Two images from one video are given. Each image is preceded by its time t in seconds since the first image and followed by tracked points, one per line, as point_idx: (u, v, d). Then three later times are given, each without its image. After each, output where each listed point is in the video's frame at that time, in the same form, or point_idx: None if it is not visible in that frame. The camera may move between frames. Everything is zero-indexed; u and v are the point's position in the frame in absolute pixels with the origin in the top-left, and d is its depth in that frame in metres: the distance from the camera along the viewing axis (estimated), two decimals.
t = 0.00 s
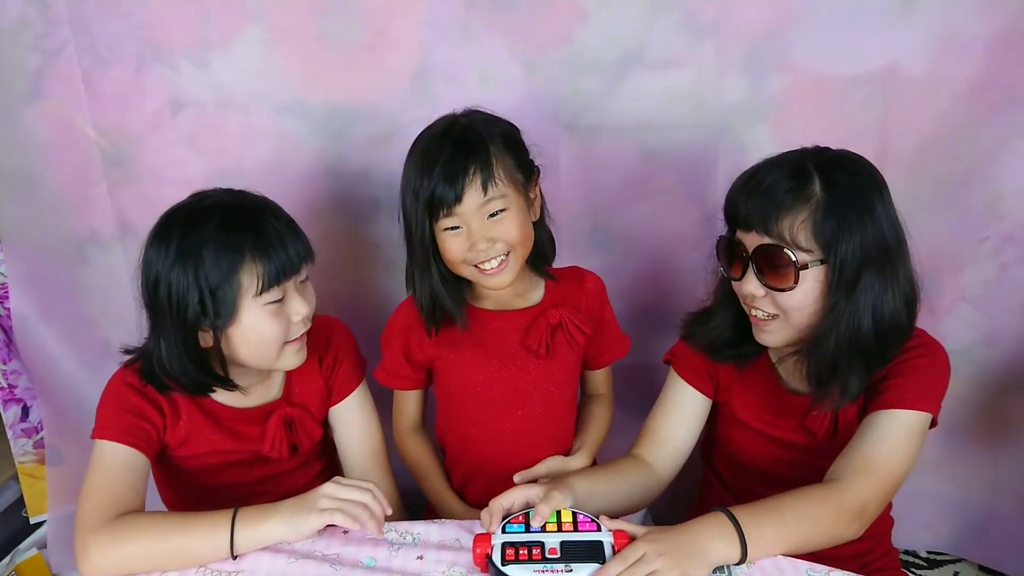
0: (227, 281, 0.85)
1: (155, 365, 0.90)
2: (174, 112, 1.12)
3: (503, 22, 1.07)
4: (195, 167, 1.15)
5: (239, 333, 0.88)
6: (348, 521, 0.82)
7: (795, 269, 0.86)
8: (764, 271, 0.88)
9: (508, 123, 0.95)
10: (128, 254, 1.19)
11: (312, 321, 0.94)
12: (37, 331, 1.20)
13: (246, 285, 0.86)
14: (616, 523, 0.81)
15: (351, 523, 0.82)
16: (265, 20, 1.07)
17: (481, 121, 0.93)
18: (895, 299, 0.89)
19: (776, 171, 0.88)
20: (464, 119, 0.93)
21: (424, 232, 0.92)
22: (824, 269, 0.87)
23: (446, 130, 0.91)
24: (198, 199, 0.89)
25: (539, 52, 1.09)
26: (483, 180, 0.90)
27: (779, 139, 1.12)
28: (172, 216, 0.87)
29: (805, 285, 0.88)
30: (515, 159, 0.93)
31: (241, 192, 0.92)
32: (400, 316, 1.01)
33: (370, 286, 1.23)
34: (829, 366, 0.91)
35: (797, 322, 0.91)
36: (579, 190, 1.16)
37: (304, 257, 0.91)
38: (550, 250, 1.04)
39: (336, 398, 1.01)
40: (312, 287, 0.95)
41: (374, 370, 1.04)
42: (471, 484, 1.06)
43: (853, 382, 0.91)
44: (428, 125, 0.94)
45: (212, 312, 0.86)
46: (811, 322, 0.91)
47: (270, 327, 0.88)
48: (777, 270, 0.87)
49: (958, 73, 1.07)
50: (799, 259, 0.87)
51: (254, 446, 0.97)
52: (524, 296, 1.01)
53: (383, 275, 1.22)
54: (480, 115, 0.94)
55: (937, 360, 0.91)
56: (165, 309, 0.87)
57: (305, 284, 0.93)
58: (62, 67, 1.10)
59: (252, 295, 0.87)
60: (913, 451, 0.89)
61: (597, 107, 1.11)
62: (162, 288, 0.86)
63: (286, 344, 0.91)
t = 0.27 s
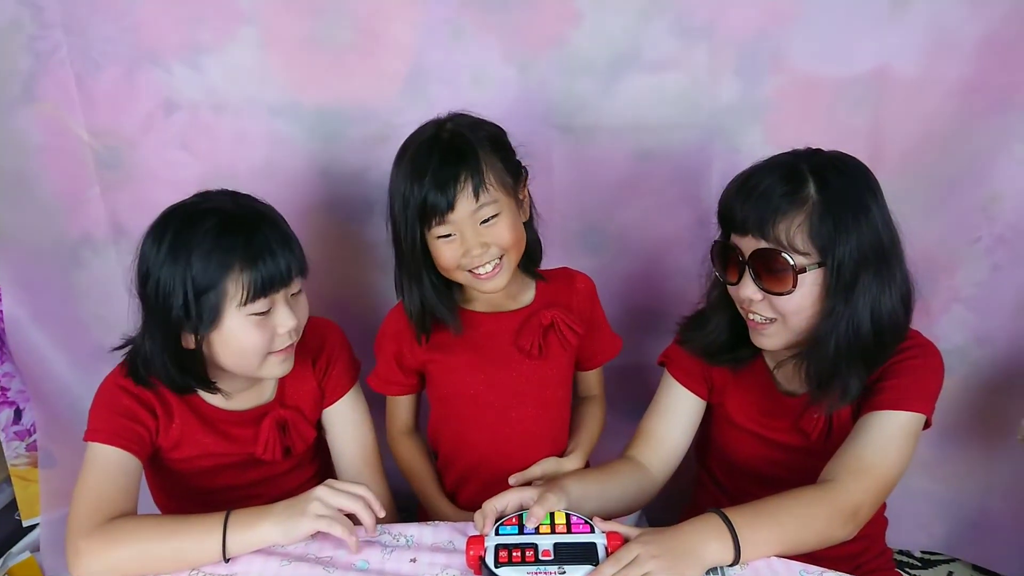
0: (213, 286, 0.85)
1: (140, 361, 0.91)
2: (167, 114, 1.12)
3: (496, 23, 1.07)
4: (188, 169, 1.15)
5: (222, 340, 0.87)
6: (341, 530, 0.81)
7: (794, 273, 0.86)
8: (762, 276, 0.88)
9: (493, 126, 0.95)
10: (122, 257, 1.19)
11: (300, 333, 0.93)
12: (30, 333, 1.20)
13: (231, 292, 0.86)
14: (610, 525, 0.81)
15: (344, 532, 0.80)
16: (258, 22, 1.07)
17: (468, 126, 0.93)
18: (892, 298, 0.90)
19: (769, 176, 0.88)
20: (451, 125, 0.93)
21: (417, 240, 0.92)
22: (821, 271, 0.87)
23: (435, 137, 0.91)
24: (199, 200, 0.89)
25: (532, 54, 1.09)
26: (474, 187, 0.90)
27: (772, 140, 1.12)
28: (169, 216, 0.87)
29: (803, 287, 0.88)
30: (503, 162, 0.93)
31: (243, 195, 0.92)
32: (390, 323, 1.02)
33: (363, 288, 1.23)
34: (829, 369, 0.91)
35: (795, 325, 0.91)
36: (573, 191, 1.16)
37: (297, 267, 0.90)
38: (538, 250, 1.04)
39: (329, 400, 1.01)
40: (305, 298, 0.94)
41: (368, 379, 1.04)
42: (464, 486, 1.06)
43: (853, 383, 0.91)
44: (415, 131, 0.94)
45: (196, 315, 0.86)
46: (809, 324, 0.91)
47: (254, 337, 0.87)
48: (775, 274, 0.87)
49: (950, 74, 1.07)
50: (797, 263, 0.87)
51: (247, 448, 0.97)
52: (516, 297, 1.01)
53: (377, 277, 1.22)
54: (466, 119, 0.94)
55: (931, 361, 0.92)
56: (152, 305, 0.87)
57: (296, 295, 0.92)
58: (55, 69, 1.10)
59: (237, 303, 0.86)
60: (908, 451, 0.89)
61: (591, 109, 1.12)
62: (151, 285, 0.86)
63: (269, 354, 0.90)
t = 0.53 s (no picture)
0: (203, 285, 0.85)
1: (132, 361, 0.90)
2: (156, 113, 1.11)
3: (487, 21, 1.07)
4: (178, 168, 1.14)
5: (214, 340, 0.87)
6: (332, 530, 0.81)
7: (785, 272, 0.86)
8: (753, 274, 0.88)
9: (477, 127, 0.95)
10: (111, 256, 1.18)
11: (292, 332, 0.92)
12: (19, 333, 1.19)
13: (221, 291, 0.86)
14: (601, 523, 0.82)
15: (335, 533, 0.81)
16: (247, 21, 1.07)
17: (452, 129, 0.92)
18: (882, 296, 0.90)
19: (759, 175, 0.88)
20: (436, 128, 0.92)
21: (402, 244, 0.92)
22: (812, 270, 0.87)
23: (421, 141, 0.90)
24: (188, 199, 0.89)
25: (522, 52, 1.09)
26: (462, 192, 0.90)
27: (762, 138, 1.12)
28: (158, 215, 0.87)
29: (794, 286, 0.88)
30: (489, 165, 0.93)
31: (232, 195, 0.92)
32: (375, 327, 1.01)
33: (354, 287, 1.23)
34: (819, 367, 0.91)
35: (785, 324, 0.91)
36: (564, 190, 1.16)
37: (288, 265, 0.90)
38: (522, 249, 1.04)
39: (321, 399, 1.01)
40: (296, 297, 0.93)
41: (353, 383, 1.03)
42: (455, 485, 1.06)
43: (843, 381, 0.91)
44: (399, 133, 0.94)
45: (187, 314, 0.86)
46: (800, 323, 0.91)
47: (245, 335, 0.87)
48: (765, 272, 0.87)
49: (939, 72, 1.07)
50: (787, 262, 0.87)
51: (238, 448, 0.97)
52: (499, 297, 1.02)
53: (368, 276, 1.22)
54: (449, 120, 0.94)
55: (921, 358, 0.92)
56: (142, 305, 0.87)
57: (287, 294, 0.91)
58: (42, 68, 1.09)
59: (228, 302, 0.86)
60: (898, 448, 0.89)
61: (581, 108, 1.12)
62: (141, 285, 0.86)
63: (261, 353, 0.90)
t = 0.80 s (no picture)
0: (170, 268, 0.85)
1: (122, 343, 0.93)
2: (148, 109, 1.10)
3: (481, 17, 1.07)
4: (170, 165, 1.13)
5: (180, 326, 0.87)
6: (327, 528, 0.80)
7: (776, 265, 0.86)
8: (744, 267, 0.88)
9: (470, 124, 0.94)
10: (103, 254, 1.17)
11: (269, 334, 0.90)
12: (11, 332, 1.19)
13: (187, 276, 0.86)
14: (597, 519, 0.81)
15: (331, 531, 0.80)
16: (240, 17, 1.06)
17: (445, 126, 0.92)
18: (874, 293, 0.90)
19: (756, 167, 0.88)
20: (428, 126, 0.92)
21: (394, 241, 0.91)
22: (804, 264, 0.87)
23: (413, 138, 0.90)
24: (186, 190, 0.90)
25: (517, 48, 1.08)
26: (454, 191, 0.89)
27: (757, 134, 1.12)
28: (155, 203, 0.89)
29: (784, 280, 0.88)
30: (481, 164, 0.93)
31: (236, 192, 0.92)
32: (366, 324, 1.01)
33: (348, 284, 1.22)
34: (808, 363, 0.91)
35: (775, 318, 0.91)
36: (559, 186, 1.16)
37: (265, 258, 0.89)
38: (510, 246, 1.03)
39: (316, 396, 1.01)
40: (282, 300, 0.91)
41: (343, 381, 1.03)
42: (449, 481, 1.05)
43: (831, 379, 0.91)
44: (392, 129, 0.93)
45: (155, 297, 0.86)
46: (789, 318, 0.91)
47: (206, 325, 0.86)
48: (757, 265, 0.87)
49: (934, 67, 1.07)
50: (780, 255, 0.87)
51: (232, 445, 0.96)
52: (488, 293, 1.02)
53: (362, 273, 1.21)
54: (441, 117, 0.93)
55: (915, 354, 0.92)
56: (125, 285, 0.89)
57: (268, 295, 0.89)
58: (32, 64, 1.08)
59: (192, 289, 0.86)
60: (893, 444, 0.89)
61: (576, 104, 1.11)
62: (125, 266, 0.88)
63: (226, 349, 0.88)
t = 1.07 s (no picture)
0: (162, 256, 0.86)
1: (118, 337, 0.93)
2: (144, 106, 1.10)
3: (477, 14, 1.07)
4: (166, 162, 1.13)
5: (173, 315, 0.87)
6: (327, 524, 0.81)
7: (768, 261, 0.87)
8: (737, 262, 0.89)
9: (470, 123, 0.94)
10: (98, 251, 1.17)
11: (263, 323, 0.89)
12: (6, 329, 1.18)
13: (179, 264, 0.86)
14: (593, 515, 0.82)
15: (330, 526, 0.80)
16: (236, 14, 1.06)
17: (446, 124, 0.92)
18: (866, 291, 0.90)
19: (753, 162, 0.89)
20: (430, 124, 0.92)
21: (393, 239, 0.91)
22: (796, 261, 0.88)
23: (416, 137, 0.90)
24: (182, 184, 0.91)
25: (513, 45, 1.09)
26: (456, 190, 0.89)
27: (752, 131, 1.13)
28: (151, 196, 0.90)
29: (776, 276, 0.88)
30: (482, 163, 0.93)
31: (233, 185, 0.92)
32: (362, 320, 1.01)
33: (344, 281, 1.22)
34: (799, 360, 0.92)
35: (767, 314, 0.91)
36: (554, 183, 1.16)
37: (258, 247, 0.89)
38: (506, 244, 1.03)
39: (314, 392, 1.01)
40: (275, 289, 0.91)
41: (338, 378, 1.02)
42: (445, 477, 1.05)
43: (822, 376, 0.92)
44: (392, 126, 0.93)
45: (148, 285, 0.87)
46: (781, 314, 0.92)
47: (198, 312, 0.86)
48: (750, 261, 0.88)
49: (927, 65, 1.08)
50: (772, 252, 0.87)
51: (231, 441, 0.96)
52: (485, 289, 1.02)
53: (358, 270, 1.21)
54: (442, 115, 0.93)
55: (908, 350, 0.93)
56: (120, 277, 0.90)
57: (260, 283, 0.89)
58: (27, 61, 1.08)
59: (185, 277, 0.86)
60: (886, 440, 0.90)
61: (571, 101, 1.12)
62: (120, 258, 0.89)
63: (219, 337, 0.87)
